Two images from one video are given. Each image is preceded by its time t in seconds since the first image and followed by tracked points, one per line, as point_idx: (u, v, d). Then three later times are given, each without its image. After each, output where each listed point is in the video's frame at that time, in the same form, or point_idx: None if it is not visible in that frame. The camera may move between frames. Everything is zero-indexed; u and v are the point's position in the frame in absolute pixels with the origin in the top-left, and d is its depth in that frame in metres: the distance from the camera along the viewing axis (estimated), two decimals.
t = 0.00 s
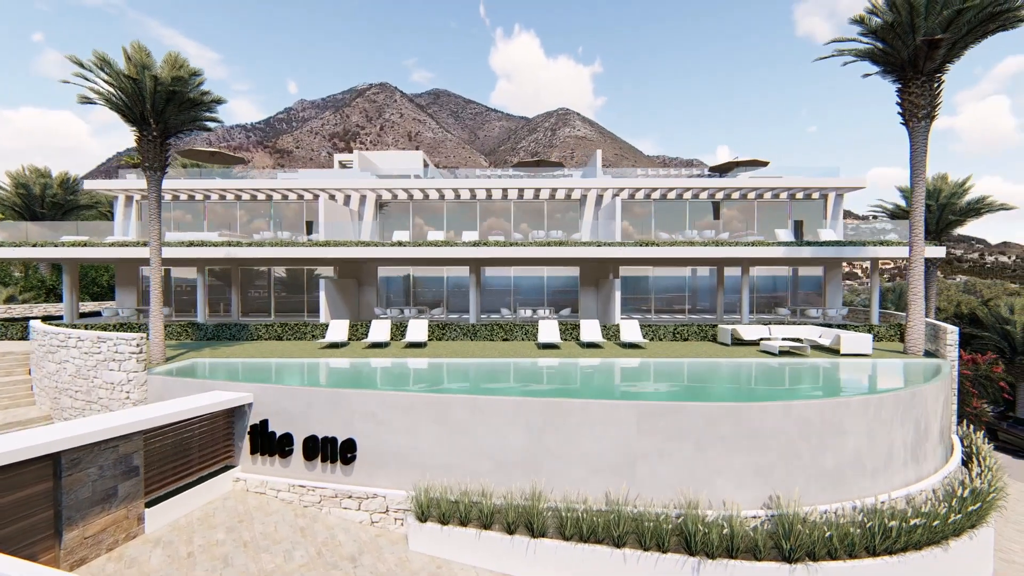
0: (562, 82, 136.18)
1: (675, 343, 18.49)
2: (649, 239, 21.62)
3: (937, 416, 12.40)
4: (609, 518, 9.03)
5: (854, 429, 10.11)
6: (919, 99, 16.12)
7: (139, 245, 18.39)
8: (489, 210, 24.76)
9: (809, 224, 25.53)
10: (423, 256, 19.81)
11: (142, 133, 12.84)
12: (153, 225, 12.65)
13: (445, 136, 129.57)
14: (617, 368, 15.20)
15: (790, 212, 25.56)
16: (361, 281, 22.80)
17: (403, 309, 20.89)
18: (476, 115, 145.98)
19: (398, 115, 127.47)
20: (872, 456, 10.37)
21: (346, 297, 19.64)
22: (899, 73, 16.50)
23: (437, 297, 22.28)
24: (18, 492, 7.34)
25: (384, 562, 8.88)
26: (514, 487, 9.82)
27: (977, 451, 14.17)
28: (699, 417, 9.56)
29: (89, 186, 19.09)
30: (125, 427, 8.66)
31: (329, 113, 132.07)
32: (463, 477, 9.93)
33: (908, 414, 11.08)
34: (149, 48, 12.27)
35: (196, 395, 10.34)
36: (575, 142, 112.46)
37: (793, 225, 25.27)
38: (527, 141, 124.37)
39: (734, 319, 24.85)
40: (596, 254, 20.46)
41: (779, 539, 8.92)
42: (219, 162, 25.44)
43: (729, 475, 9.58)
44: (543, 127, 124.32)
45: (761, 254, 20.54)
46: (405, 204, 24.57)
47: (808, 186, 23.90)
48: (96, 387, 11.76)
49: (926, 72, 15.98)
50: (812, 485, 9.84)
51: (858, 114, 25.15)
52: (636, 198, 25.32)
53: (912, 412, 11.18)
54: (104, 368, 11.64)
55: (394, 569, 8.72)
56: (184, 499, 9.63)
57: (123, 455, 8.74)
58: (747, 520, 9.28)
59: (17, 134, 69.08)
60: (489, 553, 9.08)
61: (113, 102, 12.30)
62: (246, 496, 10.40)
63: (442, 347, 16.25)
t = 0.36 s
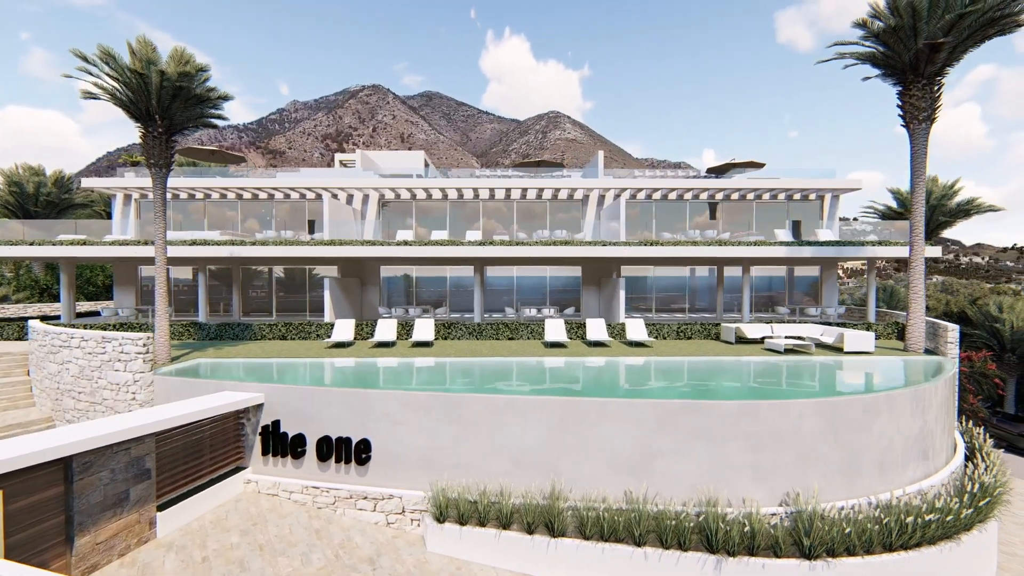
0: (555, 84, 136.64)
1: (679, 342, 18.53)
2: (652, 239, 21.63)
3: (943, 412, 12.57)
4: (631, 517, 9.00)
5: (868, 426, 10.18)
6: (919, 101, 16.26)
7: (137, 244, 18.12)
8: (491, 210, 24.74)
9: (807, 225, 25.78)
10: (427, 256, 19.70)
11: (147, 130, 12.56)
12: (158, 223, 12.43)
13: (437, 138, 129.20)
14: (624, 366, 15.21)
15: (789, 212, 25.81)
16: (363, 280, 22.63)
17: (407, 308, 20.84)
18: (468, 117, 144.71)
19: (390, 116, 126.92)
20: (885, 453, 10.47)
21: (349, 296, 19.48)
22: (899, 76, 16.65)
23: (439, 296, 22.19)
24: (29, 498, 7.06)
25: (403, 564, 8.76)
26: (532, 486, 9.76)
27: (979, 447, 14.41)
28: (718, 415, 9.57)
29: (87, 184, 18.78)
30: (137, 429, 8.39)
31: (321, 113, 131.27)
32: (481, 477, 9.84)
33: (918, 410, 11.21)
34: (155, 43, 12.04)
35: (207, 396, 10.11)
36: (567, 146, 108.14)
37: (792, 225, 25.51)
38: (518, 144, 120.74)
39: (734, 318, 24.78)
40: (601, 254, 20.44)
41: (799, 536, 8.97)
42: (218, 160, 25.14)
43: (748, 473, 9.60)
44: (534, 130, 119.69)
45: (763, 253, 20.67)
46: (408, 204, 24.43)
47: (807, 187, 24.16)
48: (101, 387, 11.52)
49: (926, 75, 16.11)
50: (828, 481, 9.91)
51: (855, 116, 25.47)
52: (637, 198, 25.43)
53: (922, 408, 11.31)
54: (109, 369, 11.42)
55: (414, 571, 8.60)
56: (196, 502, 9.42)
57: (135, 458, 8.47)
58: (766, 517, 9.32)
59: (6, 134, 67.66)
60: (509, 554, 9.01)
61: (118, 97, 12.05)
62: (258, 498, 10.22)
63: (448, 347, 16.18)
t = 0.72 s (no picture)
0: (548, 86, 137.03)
1: (684, 340, 18.53)
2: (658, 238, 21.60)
3: (949, 408, 12.73)
4: (653, 517, 8.97)
5: (881, 422, 10.29)
6: (920, 104, 16.39)
7: (136, 243, 17.88)
8: (494, 210, 24.67)
9: (806, 225, 25.99)
10: (431, 255, 19.53)
11: (153, 126, 12.32)
12: (163, 222, 12.22)
13: (430, 140, 128.87)
14: (632, 364, 15.18)
15: (787, 213, 26.02)
16: (366, 279, 22.43)
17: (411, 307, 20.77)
18: (461, 119, 143.81)
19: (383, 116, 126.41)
20: (897, 448, 10.58)
21: (353, 295, 19.35)
22: (900, 79, 16.77)
23: (443, 296, 22.13)
24: (41, 504, 6.76)
25: (423, 566, 8.64)
26: (552, 486, 9.71)
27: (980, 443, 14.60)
28: (737, 413, 9.59)
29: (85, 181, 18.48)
30: (150, 431, 8.11)
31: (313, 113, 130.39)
32: (500, 477, 9.77)
33: (926, 407, 11.36)
34: (161, 37, 11.76)
35: (218, 397, 9.88)
36: (558, 146, 105.76)
37: (791, 225, 25.70)
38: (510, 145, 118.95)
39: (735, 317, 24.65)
40: (606, 253, 20.42)
41: (819, 534, 9.02)
42: (217, 158, 24.79)
43: (766, 470, 9.64)
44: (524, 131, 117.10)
45: (765, 253, 20.78)
46: (411, 203, 24.27)
47: (807, 188, 24.37)
48: (105, 389, 11.26)
49: (926, 78, 16.23)
50: (843, 478, 9.98)
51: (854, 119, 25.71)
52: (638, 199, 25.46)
53: (929, 405, 11.46)
54: (114, 370, 11.17)
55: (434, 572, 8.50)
56: (208, 505, 9.18)
57: (148, 461, 8.19)
58: (784, 514, 9.36)
59: None
60: (531, 554, 8.94)
61: (123, 93, 11.79)
62: (271, 500, 10.04)
63: (456, 345, 16.09)
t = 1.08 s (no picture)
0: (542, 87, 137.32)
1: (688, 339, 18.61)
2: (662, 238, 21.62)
3: (956, 405, 12.88)
4: (675, 516, 8.95)
5: (895, 419, 10.37)
6: (922, 106, 16.47)
7: (137, 242, 17.63)
8: (497, 209, 24.60)
9: (805, 225, 26.21)
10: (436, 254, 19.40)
11: (159, 122, 12.09)
12: (170, 219, 12.02)
13: (423, 141, 128.56)
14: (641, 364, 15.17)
15: (786, 213, 26.26)
16: (369, 279, 22.33)
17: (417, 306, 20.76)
18: (454, 120, 142.68)
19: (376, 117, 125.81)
20: (910, 445, 10.67)
21: (357, 295, 19.25)
22: (902, 82, 16.87)
23: (447, 296, 22.10)
24: (56, 510, 6.47)
25: (444, 568, 8.51)
26: (572, 485, 9.64)
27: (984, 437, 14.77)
28: (757, 411, 9.59)
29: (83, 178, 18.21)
30: (166, 434, 7.83)
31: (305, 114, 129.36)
32: (520, 477, 9.68)
33: (936, 404, 11.48)
34: (169, 31, 11.51)
35: (231, 398, 9.66)
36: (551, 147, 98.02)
37: (790, 225, 25.93)
38: (501, 147, 117.92)
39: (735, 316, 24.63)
40: (612, 253, 20.39)
41: (840, 531, 9.05)
42: (216, 157, 24.45)
43: (784, 468, 9.67)
44: (515, 133, 114.08)
45: (768, 253, 20.92)
46: (414, 204, 24.13)
47: (806, 189, 24.58)
48: (111, 390, 11.02)
49: (928, 81, 16.33)
50: (860, 475, 10.04)
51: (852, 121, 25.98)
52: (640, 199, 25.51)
53: (938, 402, 11.60)
54: (120, 371, 10.91)
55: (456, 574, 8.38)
56: (222, 508, 8.98)
57: (163, 465, 7.92)
58: (804, 512, 9.39)
59: None
60: (553, 555, 8.86)
61: (128, 88, 11.56)
62: (285, 502, 9.85)
63: (463, 345, 16.00)
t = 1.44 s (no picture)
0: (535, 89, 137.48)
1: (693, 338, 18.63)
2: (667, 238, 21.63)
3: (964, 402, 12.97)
4: (699, 515, 8.91)
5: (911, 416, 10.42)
6: (925, 109, 16.59)
7: (137, 241, 17.30)
8: (501, 209, 24.47)
9: (805, 226, 26.42)
10: (443, 254, 19.25)
11: (166, 118, 11.85)
12: (177, 217, 11.80)
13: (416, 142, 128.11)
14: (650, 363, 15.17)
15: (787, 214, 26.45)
16: (373, 279, 22.18)
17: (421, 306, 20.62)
18: (446, 121, 142.40)
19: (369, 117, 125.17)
20: (925, 442, 10.72)
21: (361, 294, 19.09)
22: (905, 84, 16.99)
23: (451, 296, 21.99)
24: (73, 518, 6.18)
25: (467, 570, 8.40)
26: (593, 485, 9.58)
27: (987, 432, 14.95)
28: (777, 410, 9.58)
29: (81, 177, 17.90)
30: (184, 437, 7.58)
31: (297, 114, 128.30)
32: (540, 477, 9.59)
33: (947, 401, 11.57)
34: (177, 25, 11.29)
35: (246, 400, 9.46)
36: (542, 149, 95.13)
37: (790, 225, 26.11)
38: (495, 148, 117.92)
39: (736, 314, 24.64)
40: (618, 252, 20.36)
41: (861, 529, 9.06)
42: (217, 154, 24.07)
43: (803, 466, 9.68)
44: (508, 133, 114.50)
45: (772, 253, 21.02)
46: (418, 203, 23.93)
47: (807, 190, 24.80)
48: (119, 391, 10.78)
49: (930, 84, 16.46)
50: (878, 472, 10.07)
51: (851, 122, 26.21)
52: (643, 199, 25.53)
53: (950, 398, 11.68)
54: (128, 372, 10.68)
55: None
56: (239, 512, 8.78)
57: (180, 469, 7.66)
58: (825, 509, 9.39)
59: None
60: (575, 556, 8.78)
61: (136, 83, 11.34)
62: (301, 504, 9.68)
63: (471, 345, 15.87)
